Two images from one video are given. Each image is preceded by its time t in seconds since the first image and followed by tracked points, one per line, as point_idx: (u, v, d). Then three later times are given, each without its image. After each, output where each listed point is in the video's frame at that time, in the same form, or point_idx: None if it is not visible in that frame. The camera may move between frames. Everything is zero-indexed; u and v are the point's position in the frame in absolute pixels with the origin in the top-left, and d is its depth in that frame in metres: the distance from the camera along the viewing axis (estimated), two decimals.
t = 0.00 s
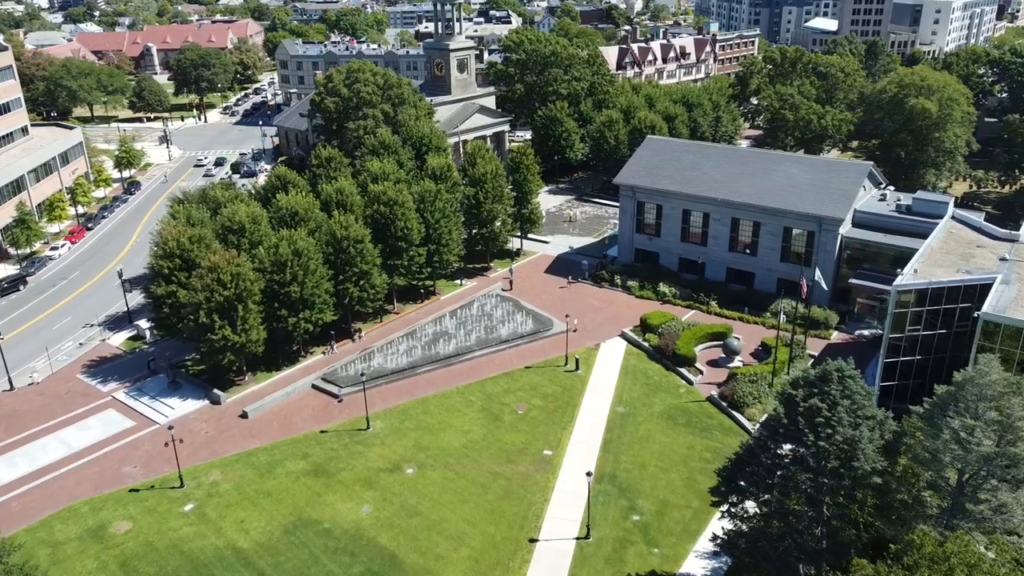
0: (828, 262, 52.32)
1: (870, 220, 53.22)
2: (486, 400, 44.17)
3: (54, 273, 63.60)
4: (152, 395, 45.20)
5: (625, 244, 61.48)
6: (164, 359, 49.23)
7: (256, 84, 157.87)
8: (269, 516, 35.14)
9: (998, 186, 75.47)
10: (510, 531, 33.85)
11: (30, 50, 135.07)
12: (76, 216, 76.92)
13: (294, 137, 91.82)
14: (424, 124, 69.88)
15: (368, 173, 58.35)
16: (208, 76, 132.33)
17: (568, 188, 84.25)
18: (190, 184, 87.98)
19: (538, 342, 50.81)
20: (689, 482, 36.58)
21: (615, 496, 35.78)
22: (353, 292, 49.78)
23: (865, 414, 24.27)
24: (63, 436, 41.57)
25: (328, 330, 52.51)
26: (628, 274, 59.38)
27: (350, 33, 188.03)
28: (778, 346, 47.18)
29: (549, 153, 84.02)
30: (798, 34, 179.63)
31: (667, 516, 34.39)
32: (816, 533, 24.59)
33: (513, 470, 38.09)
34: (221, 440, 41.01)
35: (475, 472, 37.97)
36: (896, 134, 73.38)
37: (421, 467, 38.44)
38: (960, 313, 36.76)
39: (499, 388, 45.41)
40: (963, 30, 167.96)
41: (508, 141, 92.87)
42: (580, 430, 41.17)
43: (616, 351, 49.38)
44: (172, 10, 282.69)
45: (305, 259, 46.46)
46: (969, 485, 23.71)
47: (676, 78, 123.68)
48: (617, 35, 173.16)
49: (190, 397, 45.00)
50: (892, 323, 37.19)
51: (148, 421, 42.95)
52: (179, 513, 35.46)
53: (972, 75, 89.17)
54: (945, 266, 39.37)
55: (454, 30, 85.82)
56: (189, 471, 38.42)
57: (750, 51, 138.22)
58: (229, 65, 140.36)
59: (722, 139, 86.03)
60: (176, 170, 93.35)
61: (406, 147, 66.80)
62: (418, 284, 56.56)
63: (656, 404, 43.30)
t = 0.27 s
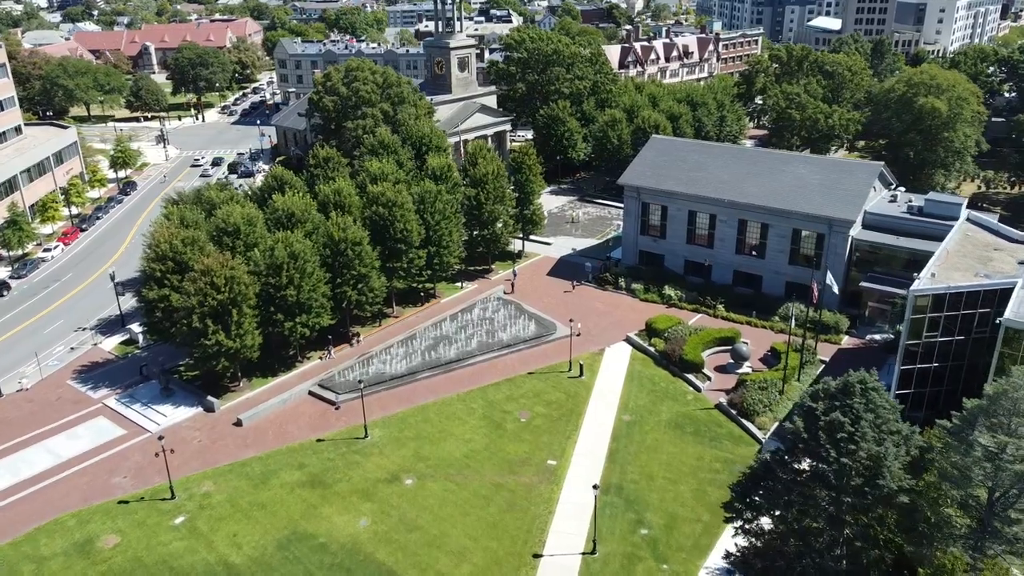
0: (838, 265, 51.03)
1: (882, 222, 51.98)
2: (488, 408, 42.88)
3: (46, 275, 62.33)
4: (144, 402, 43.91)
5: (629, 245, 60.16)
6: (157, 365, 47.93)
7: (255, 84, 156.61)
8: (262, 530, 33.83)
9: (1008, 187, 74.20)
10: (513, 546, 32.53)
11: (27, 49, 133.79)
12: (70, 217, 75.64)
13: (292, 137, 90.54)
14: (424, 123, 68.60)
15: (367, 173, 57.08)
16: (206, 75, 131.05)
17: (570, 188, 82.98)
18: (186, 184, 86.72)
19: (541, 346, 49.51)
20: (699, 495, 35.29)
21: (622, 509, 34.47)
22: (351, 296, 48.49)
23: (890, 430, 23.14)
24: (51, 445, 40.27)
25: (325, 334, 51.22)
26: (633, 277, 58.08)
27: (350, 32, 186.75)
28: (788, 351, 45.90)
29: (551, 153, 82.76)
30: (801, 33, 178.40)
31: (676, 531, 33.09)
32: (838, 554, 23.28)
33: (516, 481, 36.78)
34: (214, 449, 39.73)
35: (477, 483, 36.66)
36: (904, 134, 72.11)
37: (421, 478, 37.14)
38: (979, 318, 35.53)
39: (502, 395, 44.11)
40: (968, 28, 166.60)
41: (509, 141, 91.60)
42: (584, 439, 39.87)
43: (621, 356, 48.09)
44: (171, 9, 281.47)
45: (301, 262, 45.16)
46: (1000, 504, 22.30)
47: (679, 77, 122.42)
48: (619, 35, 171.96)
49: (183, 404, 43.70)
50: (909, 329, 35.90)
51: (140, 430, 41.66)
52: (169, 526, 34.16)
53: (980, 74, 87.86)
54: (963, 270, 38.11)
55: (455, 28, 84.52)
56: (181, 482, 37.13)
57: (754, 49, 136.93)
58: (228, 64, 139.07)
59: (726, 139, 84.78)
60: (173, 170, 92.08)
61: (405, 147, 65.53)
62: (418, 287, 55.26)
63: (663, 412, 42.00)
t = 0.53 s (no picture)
0: (849, 267, 49.76)
1: (893, 224, 50.77)
2: (489, 415, 41.59)
3: (38, 277, 61.03)
4: (135, 409, 42.60)
5: (633, 247, 58.86)
6: (149, 370, 46.60)
7: (253, 83, 155.35)
8: (255, 544, 32.51)
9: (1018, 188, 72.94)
10: (516, 562, 31.22)
11: (23, 48, 132.48)
12: (63, 218, 74.33)
13: (290, 137, 89.28)
14: (424, 122, 67.34)
15: (365, 174, 55.83)
16: (204, 74, 129.78)
17: (572, 189, 81.73)
18: (183, 184, 85.48)
19: (544, 351, 48.22)
20: (709, 507, 33.99)
21: (629, 523, 33.16)
22: (348, 299, 47.21)
23: (916, 447, 22.04)
24: (39, 454, 38.96)
25: (323, 338, 49.92)
26: (637, 279, 56.81)
27: (349, 31, 185.49)
28: (798, 357, 44.63)
29: (553, 153, 81.52)
30: (804, 32, 177.18)
31: (686, 546, 31.79)
32: None
33: (518, 493, 35.46)
34: (207, 459, 38.44)
35: (478, 495, 35.35)
36: (912, 134, 70.88)
37: (420, 490, 35.83)
38: (1000, 324, 34.31)
39: (503, 402, 42.82)
40: (971, 27, 165.35)
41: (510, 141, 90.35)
42: (589, 449, 38.58)
43: (627, 362, 46.79)
44: (170, 8, 280.47)
45: (297, 265, 43.87)
46: None
47: (681, 77, 121.16)
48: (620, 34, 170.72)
49: (175, 412, 42.40)
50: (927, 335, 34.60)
51: (130, 438, 40.36)
52: (158, 540, 32.84)
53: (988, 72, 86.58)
54: (980, 274, 36.87)
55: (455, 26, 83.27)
56: (171, 494, 35.81)
57: (757, 48, 135.72)
58: (226, 63, 137.83)
59: (730, 138, 83.55)
60: (169, 170, 90.79)
61: (405, 147, 64.27)
62: (417, 290, 53.97)
63: (670, 420, 40.72)
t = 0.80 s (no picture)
0: (859, 270, 48.47)
1: (905, 226, 49.52)
2: (491, 424, 40.32)
3: (30, 280, 59.77)
4: (125, 418, 41.33)
5: (638, 249, 57.59)
6: (140, 377, 45.33)
7: (252, 83, 154.06)
8: (247, 560, 31.25)
9: None
10: None
11: (19, 47, 131.11)
12: (57, 219, 73.05)
13: (288, 136, 88.00)
14: (423, 122, 66.07)
15: (363, 174, 54.57)
16: (201, 74, 128.47)
17: (574, 189, 80.47)
18: (179, 185, 84.24)
19: (546, 357, 46.94)
20: (718, 521, 32.73)
21: (636, 537, 31.90)
22: (345, 303, 45.94)
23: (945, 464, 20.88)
24: (24, 465, 37.70)
25: (319, 344, 48.65)
26: (642, 282, 55.56)
27: (348, 30, 184.13)
28: (809, 363, 43.34)
29: (554, 153, 80.24)
30: (807, 31, 175.87)
31: (695, 562, 30.52)
32: None
33: (521, 505, 34.20)
34: (199, 470, 37.18)
35: (480, 507, 34.08)
36: (921, 134, 69.59)
37: (419, 502, 34.56)
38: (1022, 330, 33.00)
39: (505, 410, 41.55)
40: (976, 26, 164.08)
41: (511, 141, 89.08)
42: (594, 459, 37.30)
43: (631, 367, 45.53)
44: (169, 7, 279.05)
45: (293, 269, 42.60)
46: None
47: (684, 76, 119.84)
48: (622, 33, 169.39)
49: (166, 420, 41.13)
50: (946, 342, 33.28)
51: (120, 448, 39.08)
52: (146, 556, 31.58)
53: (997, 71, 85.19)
54: (1000, 278, 35.57)
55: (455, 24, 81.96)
56: (161, 507, 34.55)
57: (760, 47, 134.36)
58: (224, 63, 136.53)
59: (735, 138, 82.30)
60: (165, 171, 89.54)
61: (404, 147, 63.02)
62: (417, 293, 52.70)
63: (677, 429, 39.44)
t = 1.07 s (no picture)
0: (870, 273, 47.23)
1: (916, 227, 48.30)
2: (492, 431, 39.07)
3: (21, 282, 58.54)
4: (115, 425, 40.09)
5: (642, 251, 56.36)
6: (131, 382, 44.06)
7: (250, 82, 152.88)
8: None
9: None
10: None
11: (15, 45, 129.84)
12: (50, 219, 71.80)
13: (285, 136, 86.78)
14: (423, 121, 64.83)
15: (361, 174, 53.36)
16: (199, 73, 127.26)
17: (576, 189, 79.25)
18: (175, 185, 83.02)
19: (549, 362, 45.69)
20: (729, 535, 31.48)
21: (643, 552, 30.66)
22: (342, 307, 44.69)
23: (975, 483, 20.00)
24: (10, 475, 36.44)
25: (316, 348, 47.41)
26: (646, 285, 54.32)
27: (347, 29, 182.92)
28: (819, 369, 42.11)
29: (556, 152, 79.03)
30: (809, 30, 174.65)
31: None
32: None
33: (523, 518, 32.95)
34: (190, 480, 35.94)
35: (481, 520, 32.83)
36: (929, 133, 68.38)
37: (417, 514, 33.31)
38: None
39: (506, 417, 40.30)
40: (980, 26, 163.01)
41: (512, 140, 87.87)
42: (599, 468, 36.05)
43: (636, 373, 44.29)
44: (168, 6, 277.72)
45: (288, 272, 41.37)
46: None
47: (687, 75, 118.65)
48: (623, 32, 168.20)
49: (156, 428, 39.89)
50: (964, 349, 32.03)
51: (108, 457, 37.83)
52: (134, 571, 30.34)
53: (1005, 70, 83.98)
54: (1019, 282, 34.32)
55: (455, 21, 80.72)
56: (150, 519, 33.30)
57: (763, 46, 133.16)
58: (222, 61, 135.31)
59: (739, 137, 81.11)
60: (162, 170, 88.33)
61: (403, 146, 61.81)
62: (416, 296, 51.46)
63: (684, 437, 38.20)
